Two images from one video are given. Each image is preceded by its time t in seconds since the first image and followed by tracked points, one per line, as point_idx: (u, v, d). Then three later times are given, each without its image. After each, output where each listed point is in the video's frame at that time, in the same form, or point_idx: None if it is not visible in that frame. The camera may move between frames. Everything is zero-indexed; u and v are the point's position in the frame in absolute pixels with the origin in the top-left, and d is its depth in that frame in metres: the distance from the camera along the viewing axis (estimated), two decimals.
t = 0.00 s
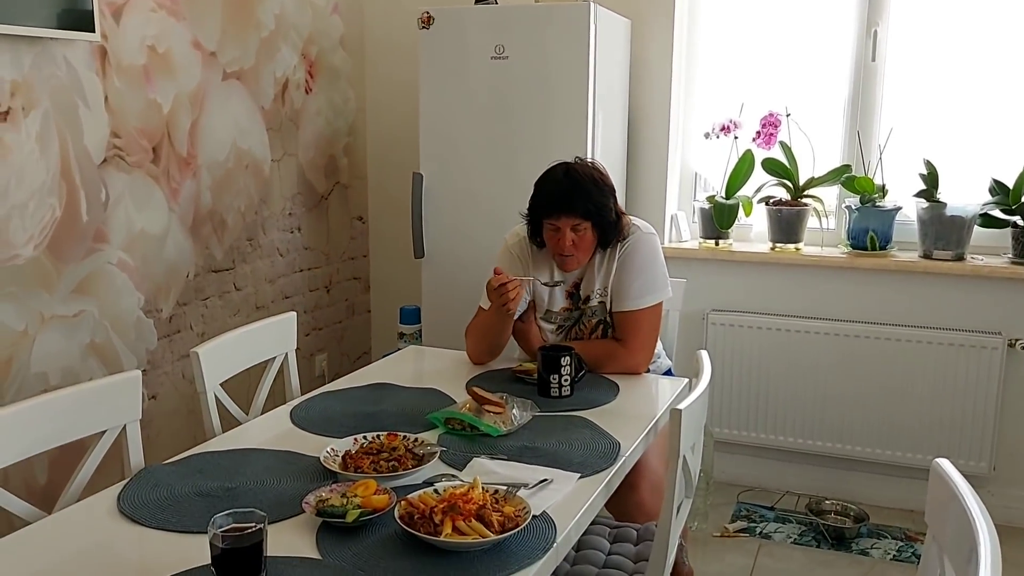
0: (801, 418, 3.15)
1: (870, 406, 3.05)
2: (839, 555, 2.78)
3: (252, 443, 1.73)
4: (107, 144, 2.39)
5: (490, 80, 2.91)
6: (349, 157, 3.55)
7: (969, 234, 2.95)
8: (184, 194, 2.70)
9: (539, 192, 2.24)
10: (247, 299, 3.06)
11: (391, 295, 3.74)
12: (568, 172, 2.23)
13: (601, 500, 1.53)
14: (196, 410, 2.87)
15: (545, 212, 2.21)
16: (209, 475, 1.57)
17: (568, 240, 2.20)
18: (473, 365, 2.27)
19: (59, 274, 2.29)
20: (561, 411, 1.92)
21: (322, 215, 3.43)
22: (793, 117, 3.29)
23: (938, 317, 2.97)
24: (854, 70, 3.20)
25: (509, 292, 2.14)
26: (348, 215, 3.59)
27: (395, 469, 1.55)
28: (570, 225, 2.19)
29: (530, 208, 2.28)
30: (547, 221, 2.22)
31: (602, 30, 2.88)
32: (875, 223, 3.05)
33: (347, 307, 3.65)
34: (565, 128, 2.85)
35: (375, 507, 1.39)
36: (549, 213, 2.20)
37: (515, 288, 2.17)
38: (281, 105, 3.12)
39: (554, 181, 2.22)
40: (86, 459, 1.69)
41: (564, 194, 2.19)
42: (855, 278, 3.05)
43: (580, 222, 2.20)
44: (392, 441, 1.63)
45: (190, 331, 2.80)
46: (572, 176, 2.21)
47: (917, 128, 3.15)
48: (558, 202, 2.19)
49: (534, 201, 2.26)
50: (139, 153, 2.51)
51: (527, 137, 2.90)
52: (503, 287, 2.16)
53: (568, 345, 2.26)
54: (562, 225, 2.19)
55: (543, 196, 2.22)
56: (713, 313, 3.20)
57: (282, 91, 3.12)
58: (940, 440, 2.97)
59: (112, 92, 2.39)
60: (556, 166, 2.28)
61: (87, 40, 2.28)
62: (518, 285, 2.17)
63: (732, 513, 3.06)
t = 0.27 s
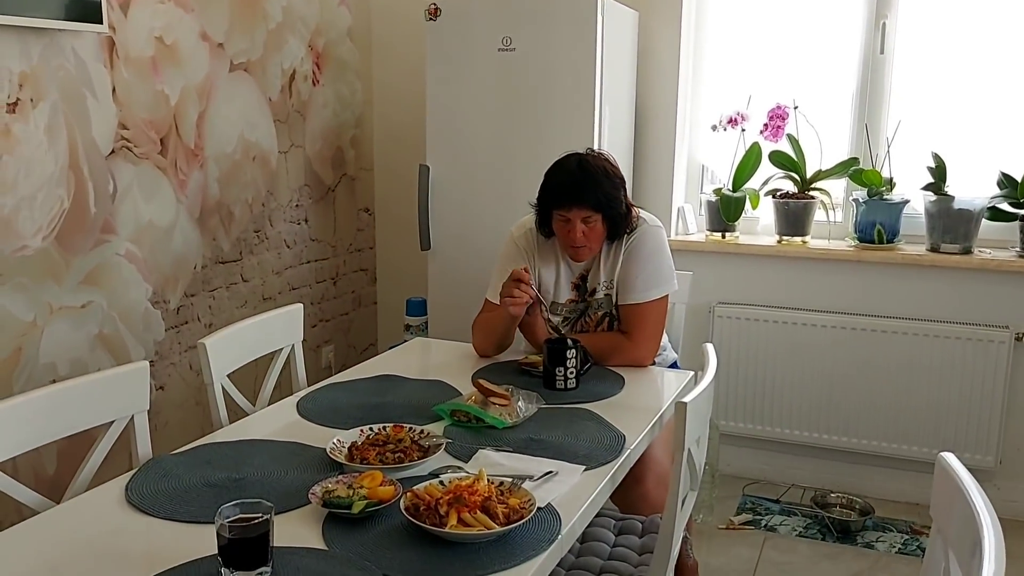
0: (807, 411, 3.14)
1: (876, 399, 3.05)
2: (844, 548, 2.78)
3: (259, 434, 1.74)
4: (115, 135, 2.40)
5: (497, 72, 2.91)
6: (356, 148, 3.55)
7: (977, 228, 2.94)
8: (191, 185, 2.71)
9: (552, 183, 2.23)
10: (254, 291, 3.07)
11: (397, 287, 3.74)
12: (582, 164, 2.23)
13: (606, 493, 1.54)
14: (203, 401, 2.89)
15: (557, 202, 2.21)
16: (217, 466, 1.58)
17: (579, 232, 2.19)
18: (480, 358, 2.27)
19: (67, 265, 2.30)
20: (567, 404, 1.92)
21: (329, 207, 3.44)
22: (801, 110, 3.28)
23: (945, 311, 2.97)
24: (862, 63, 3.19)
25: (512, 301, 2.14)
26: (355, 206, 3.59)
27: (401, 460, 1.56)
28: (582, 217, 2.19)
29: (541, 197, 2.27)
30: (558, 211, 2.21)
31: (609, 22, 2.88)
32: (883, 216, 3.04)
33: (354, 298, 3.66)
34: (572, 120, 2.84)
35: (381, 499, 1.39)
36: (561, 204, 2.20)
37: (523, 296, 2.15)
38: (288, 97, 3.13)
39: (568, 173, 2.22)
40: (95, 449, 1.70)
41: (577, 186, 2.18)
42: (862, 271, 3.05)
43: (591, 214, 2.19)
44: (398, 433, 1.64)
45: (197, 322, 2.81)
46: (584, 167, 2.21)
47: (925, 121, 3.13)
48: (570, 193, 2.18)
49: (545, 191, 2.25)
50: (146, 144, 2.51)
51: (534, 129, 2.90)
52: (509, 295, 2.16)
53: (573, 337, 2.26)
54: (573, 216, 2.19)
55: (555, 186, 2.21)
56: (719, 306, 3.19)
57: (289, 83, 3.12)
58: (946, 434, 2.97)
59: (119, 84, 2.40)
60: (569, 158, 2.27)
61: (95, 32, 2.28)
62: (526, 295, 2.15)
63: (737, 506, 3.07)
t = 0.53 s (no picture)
0: (811, 406, 3.14)
1: (880, 395, 3.04)
2: (847, 544, 2.78)
3: (261, 427, 1.74)
4: (120, 128, 2.40)
5: (502, 65, 2.90)
6: (361, 141, 3.55)
7: (983, 224, 2.93)
8: (197, 178, 2.71)
9: (561, 176, 2.22)
10: (259, 284, 3.08)
11: (402, 280, 3.74)
12: (592, 159, 2.21)
13: (607, 487, 1.54)
14: (208, 393, 2.90)
15: (565, 195, 2.20)
16: (219, 458, 1.59)
17: (586, 227, 2.19)
18: (483, 352, 2.28)
19: (73, 257, 2.30)
20: (569, 398, 1.92)
21: (334, 200, 3.44)
22: (808, 104, 3.27)
23: (951, 307, 2.96)
24: (870, 57, 3.17)
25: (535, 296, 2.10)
26: (360, 199, 3.60)
27: (403, 454, 1.56)
28: (589, 212, 2.18)
29: (548, 189, 2.26)
30: (566, 205, 2.20)
31: (615, 16, 2.87)
32: (889, 211, 3.03)
33: (358, 292, 3.66)
34: (577, 114, 2.84)
35: (382, 492, 1.40)
36: (569, 198, 2.19)
37: (547, 294, 2.11)
38: (293, 89, 3.13)
39: (578, 166, 2.20)
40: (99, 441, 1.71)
41: (587, 181, 2.17)
42: (868, 266, 3.04)
43: (599, 209, 2.19)
44: (400, 427, 1.64)
45: (202, 315, 2.82)
46: (594, 162, 2.20)
47: (933, 116, 3.12)
48: (580, 188, 2.17)
49: (553, 183, 2.24)
50: (152, 137, 2.52)
51: (539, 122, 2.89)
52: (533, 289, 2.12)
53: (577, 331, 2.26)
54: (581, 211, 2.18)
55: (565, 180, 2.20)
56: (724, 301, 3.19)
57: (295, 75, 3.12)
58: (951, 430, 2.96)
59: (125, 76, 2.40)
60: (579, 150, 2.25)
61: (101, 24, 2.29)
62: (549, 294, 2.11)
63: (741, 501, 3.06)
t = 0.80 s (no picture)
0: (809, 407, 3.15)
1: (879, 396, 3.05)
2: (845, 545, 2.79)
3: (260, 424, 1.75)
4: (122, 125, 2.41)
5: (504, 65, 2.91)
6: (363, 140, 3.56)
7: (983, 226, 2.94)
8: (198, 175, 2.72)
9: (566, 176, 2.22)
10: (260, 281, 3.09)
11: (403, 278, 3.75)
12: (598, 161, 2.21)
13: (603, 486, 1.55)
14: (208, 390, 2.91)
15: (569, 196, 2.20)
16: (218, 455, 1.59)
17: (588, 228, 2.20)
18: (482, 351, 2.28)
19: (74, 254, 2.31)
20: (567, 397, 1.93)
21: (335, 198, 3.45)
22: (808, 105, 3.27)
23: (950, 309, 2.96)
24: (871, 59, 3.17)
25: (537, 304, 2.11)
26: (361, 198, 3.61)
27: (400, 452, 1.57)
28: (592, 214, 2.19)
29: (551, 188, 2.26)
30: (569, 205, 2.20)
31: (616, 17, 2.88)
32: (889, 213, 3.04)
33: (359, 290, 3.67)
34: (578, 114, 2.85)
35: (379, 489, 1.41)
36: (573, 199, 2.19)
37: (549, 303, 2.12)
38: (295, 88, 3.14)
39: (583, 168, 2.20)
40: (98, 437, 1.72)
41: (592, 183, 2.17)
42: (867, 268, 3.04)
43: (602, 211, 2.20)
44: (398, 425, 1.65)
45: (203, 312, 2.83)
46: (600, 164, 2.20)
47: (932, 118, 3.12)
48: (584, 190, 2.17)
49: (557, 183, 2.24)
50: (154, 134, 2.53)
51: (540, 122, 2.90)
52: (536, 296, 2.12)
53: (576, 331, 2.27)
54: (584, 213, 2.19)
55: (569, 181, 2.20)
56: (723, 302, 3.19)
57: (297, 74, 3.13)
58: (949, 432, 2.97)
59: (127, 74, 2.41)
60: (585, 151, 2.25)
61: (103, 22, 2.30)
62: (552, 303, 2.12)
63: (739, 501, 3.07)
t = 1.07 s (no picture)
0: (813, 409, 3.14)
1: (882, 398, 3.04)
2: (847, 546, 2.78)
3: (263, 420, 1.76)
4: (128, 121, 2.42)
5: (509, 64, 2.91)
6: (368, 138, 3.57)
7: (988, 228, 2.93)
8: (204, 171, 2.73)
9: (573, 175, 2.22)
10: (265, 278, 3.09)
11: (407, 276, 3.76)
12: (606, 161, 2.21)
13: (605, 485, 1.55)
14: (212, 386, 2.91)
15: (576, 195, 2.20)
16: (221, 450, 1.60)
17: (594, 228, 2.20)
18: (485, 349, 2.29)
19: (79, 249, 2.32)
20: (569, 396, 1.93)
21: (340, 196, 3.45)
22: (814, 106, 3.27)
23: (955, 311, 2.96)
24: (877, 61, 3.17)
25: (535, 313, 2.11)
26: (366, 195, 3.61)
27: (402, 448, 1.57)
28: (598, 214, 2.19)
29: (558, 186, 2.25)
30: (576, 204, 2.20)
31: (623, 16, 2.87)
32: (894, 214, 3.03)
33: (363, 288, 3.68)
34: (583, 113, 2.85)
35: (381, 485, 1.41)
36: (580, 199, 2.19)
37: (548, 311, 2.12)
38: (301, 85, 3.14)
39: (591, 168, 2.20)
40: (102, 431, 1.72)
41: (599, 183, 2.17)
42: (872, 269, 3.04)
43: (608, 212, 2.20)
44: (401, 422, 1.65)
45: (207, 308, 2.83)
46: (607, 165, 2.20)
47: (938, 120, 3.12)
48: (592, 190, 2.17)
49: (564, 181, 2.23)
50: (159, 130, 2.53)
51: (544, 121, 2.90)
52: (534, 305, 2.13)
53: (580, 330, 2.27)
54: (591, 213, 2.19)
55: (577, 180, 2.20)
56: (727, 302, 3.19)
57: (303, 71, 3.14)
58: (953, 434, 2.96)
59: (134, 69, 2.42)
60: (593, 151, 2.25)
61: (110, 17, 2.30)
62: (551, 311, 2.12)
63: (741, 502, 3.07)
